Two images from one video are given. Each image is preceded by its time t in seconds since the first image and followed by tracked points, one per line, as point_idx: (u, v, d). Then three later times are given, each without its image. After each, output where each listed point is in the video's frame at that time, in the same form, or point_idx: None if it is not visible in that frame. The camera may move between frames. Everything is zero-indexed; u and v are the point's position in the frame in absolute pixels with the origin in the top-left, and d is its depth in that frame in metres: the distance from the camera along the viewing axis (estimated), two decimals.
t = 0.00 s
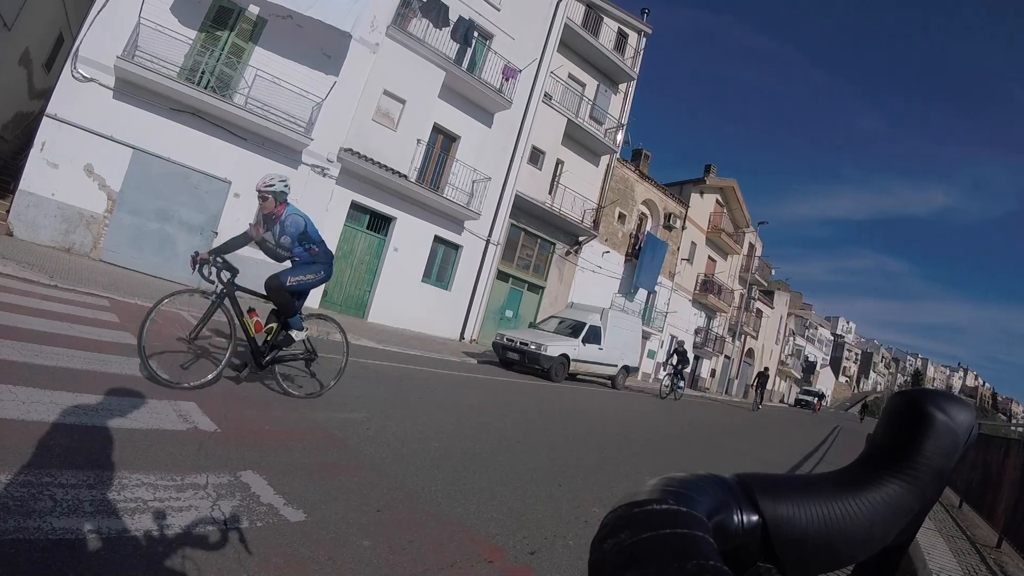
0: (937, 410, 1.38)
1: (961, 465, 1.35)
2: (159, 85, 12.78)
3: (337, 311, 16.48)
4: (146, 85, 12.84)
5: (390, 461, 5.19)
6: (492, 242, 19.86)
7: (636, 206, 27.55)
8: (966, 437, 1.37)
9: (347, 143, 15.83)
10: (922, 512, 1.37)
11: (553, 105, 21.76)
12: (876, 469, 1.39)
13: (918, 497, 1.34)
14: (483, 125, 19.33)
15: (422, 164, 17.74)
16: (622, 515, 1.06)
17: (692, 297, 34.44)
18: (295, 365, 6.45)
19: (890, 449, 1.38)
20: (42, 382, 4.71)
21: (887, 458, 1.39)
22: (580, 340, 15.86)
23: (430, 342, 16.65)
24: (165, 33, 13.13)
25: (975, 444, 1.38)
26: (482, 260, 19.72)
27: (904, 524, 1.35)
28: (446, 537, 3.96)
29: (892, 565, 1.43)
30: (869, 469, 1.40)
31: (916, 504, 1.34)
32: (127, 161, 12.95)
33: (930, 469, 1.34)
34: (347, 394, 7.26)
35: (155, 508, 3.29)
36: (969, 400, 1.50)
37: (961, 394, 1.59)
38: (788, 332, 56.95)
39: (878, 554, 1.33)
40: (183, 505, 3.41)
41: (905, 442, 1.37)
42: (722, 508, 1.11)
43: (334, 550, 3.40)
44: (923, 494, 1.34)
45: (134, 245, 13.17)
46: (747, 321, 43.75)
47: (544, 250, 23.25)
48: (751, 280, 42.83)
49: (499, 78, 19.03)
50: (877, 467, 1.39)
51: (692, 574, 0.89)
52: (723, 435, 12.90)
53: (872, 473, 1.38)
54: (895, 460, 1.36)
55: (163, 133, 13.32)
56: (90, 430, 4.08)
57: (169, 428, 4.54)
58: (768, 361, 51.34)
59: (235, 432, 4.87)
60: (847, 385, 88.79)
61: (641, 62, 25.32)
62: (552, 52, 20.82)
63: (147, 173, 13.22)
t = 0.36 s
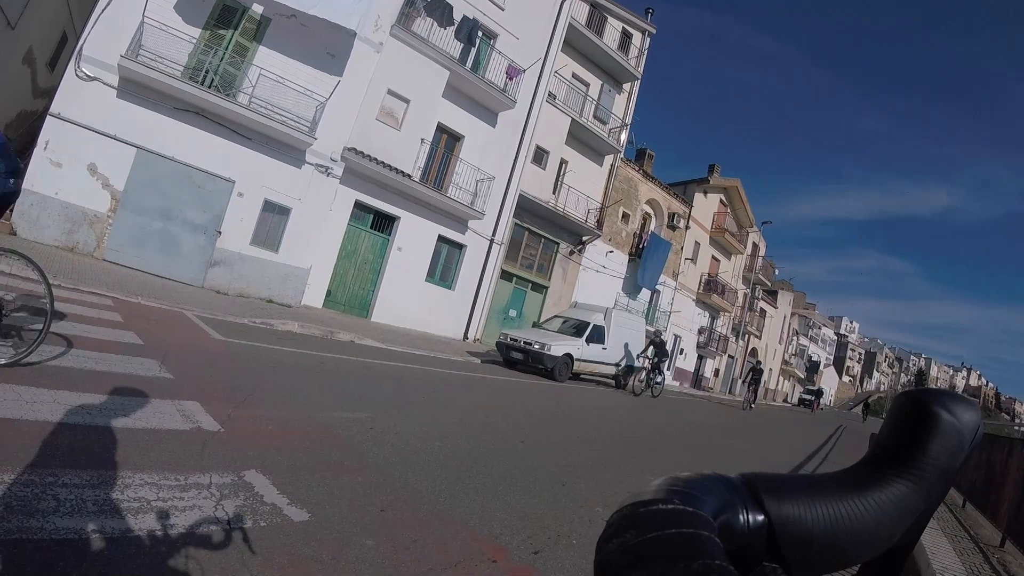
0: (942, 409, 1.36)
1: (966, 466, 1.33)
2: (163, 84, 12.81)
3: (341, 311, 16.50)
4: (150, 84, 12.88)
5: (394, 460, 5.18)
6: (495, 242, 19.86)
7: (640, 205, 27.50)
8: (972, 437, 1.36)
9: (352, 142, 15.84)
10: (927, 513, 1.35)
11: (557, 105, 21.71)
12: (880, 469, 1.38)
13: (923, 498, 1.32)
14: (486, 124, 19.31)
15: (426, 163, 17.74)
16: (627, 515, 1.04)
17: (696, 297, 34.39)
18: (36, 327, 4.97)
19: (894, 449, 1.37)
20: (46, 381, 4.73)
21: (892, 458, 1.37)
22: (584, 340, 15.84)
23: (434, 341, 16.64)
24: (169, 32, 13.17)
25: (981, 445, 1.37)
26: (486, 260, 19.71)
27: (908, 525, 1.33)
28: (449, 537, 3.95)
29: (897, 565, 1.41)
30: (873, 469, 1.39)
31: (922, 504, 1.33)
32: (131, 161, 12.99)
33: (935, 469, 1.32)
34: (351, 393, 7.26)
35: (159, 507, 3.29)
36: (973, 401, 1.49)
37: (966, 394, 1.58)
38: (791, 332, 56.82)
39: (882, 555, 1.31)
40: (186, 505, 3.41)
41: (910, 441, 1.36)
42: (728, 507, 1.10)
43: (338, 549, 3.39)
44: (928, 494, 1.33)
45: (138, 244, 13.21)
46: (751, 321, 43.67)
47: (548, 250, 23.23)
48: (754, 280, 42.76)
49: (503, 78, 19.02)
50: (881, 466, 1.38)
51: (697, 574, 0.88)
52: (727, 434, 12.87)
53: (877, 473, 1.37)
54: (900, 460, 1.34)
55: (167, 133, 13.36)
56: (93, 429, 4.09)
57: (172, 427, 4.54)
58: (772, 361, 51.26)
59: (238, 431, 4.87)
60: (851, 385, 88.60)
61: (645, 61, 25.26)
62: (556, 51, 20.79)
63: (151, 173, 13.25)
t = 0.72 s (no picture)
0: (943, 409, 1.36)
1: (966, 465, 1.33)
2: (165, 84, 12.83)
3: (343, 311, 16.52)
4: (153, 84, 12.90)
5: (397, 460, 5.19)
6: (498, 242, 19.86)
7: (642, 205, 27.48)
8: (973, 438, 1.36)
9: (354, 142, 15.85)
10: (927, 513, 1.34)
11: (560, 104, 21.69)
12: (880, 468, 1.37)
13: (923, 497, 1.32)
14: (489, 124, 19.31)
15: (428, 163, 17.76)
16: (628, 515, 1.04)
17: (698, 297, 34.37)
18: None
19: (895, 448, 1.36)
20: (48, 381, 4.74)
21: (893, 458, 1.37)
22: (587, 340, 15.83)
23: (436, 341, 16.66)
24: (171, 32, 13.18)
25: (981, 446, 1.37)
26: (488, 259, 19.71)
27: (908, 524, 1.32)
28: (451, 536, 3.95)
29: (896, 565, 1.41)
30: (874, 469, 1.38)
31: (922, 503, 1.32)
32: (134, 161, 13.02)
33: (936, 469, 1.32)
34: (353, 393, 7.27)
35: (161, 507, 3.29)
36: (974, 401, 1.49)
37: (965, 395, 1.58)
38: (793, 331, 56.72)
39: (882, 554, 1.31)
40: (189, 504, 3.41)
41: (910, 441, 1.35)
42: (728, 507, 1.09)
43: (341, 549, 3.40)
44: (928, 494, 1.32)
45: (141, 245, 13.25)
46: (753, 320, 43.65)
47: (550, 249, 23.23)
48: (757, 280, 42.75)
49: (505, 78, 19.02)
50: (881, 466, 1.37)
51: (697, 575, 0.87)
52: (729, 434, 12.86)
53: (876, 473, 1.36)
54: (900, 460, 1.34)
55: (169, 133, 13.39)
56: (95, 429, 4.09)
57: (175, 427, 4.55)
58: (774, 361, 51.22)
59: (240, 431, 4.87)
60: (854, 385, 88.52)
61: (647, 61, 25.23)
62: (559, 51, 20.78)
63: (154, 173, 13.28)
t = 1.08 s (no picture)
0: (945, 409, 1.35)
1: (970, 465, 1.32)
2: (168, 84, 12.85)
3: (345, 311, 16.53)
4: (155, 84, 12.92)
5: (399, 459, 5.20)
6: (500, 241, 19.85)
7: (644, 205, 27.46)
8: (976, 437, 1.35)
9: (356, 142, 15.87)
10: (931, 512, 1.33)
11: (562, 104, 21.68)
12: (882, 469, 1.36)
13: (926, 496, 1.31)
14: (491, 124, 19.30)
15: (430, 163, 17.77)
16: (630, 515, 1.03)
17: (701, 296, 34.34)
18: None
19: (898, 448, 1.35)
20: (51, 381, 4.75)
21: (895, 458, 1.36)
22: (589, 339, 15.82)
23: (438, 340, 16.67)
24: (174, 32, 13.20)
25: (985, 445, 1.35)
26: (491, 259, 19.72)
27: (911, 524, 1.31)
28: (455, 536, 3.95)
29: (900, 565, 1.40)
30: (876, 469, 1.37)
31: (925, 503, 1.31)
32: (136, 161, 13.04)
33: (939, 468, 1.30)
34: (357, 393, 7.28)
35: (164, 507, 3.30)
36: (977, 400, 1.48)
37: (968, 394, 1.57)
38: (796, 331, 56.62)
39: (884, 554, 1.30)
40: (191, 504, 3.42)
41: (912, 441, 1.35)
42: (731, 506, 1.08)
43: (342, 549, 3.40)
44: (932, 493, 1.31)
45: (144, 244, 13.28)
46: (756, 320, 43.60)
47: (553, 249, 23.22)
48: (759, 279, 42.70)
49: (507, 77, 19.02)
50: (884, 466, 1.36)
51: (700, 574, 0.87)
52: (732, 433, 12.84)
53: (879, 473, 1.35)
54: (902, 459, 1.33)
55: (172, 133, 13.41)
56: (97, 429, 4.10)
57: (177, 426, 4.56)
58: (777, 361, 51.18)
59: (243, 431, 4.88)
60: (857, 385, 88.36)
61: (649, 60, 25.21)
62: (561, 51, 20.77)
63: (156, 173, 13.30)
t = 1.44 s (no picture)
0: (946, 409, 1.34)
1: (971, 465, 1.31)
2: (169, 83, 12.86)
3: (347, 310, 16.53)
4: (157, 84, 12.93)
5: (400, 459, 5.19)
6: (502, 241, 19.85)
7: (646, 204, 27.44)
8: (979, 437, 1.34)
9: (357, 142, 15.88)
10: (932, 512, 1.33)
11: (563, 104, 21.67)
12: (883, 469, 1.35)
13: (928, 497, 1.30)
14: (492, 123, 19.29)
15: (432, 162, 17.77)
16: (630, 515, 1.03)
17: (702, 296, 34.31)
18: None
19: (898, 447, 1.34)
20: (52, 380, 4.75)
21: (896, 457, 1.35)
22: (590, 339, 15.81)
23: (439, 340, 16.68)
24: (175, 32, 13.21)
25: (987, 446, 1.34)
26: (493, 259, 19.72)
27: (912, 524, 1.31)
28: (456, 536, 3.95)
29: (902, 566, 1.39)
30: (877, 470, 1.36)
31: (926, 503, 1.30)
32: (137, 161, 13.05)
33: (940, 469, 1.30)
34: (357, 392, 7.27)
35: (165, 507, 3.30)
36: (980, 400, 1.46)
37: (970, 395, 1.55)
38: (797, 331, 56.59)
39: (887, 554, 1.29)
40: (192, 504, 3.41)
41: (913, 441, 1.34)
42: (732, 506, 1.08)
43: (343, 548, 3.39)
44: (932, 494, 1.30)
45: (144, 243, 13.29)
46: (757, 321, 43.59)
47: (554, 249, 23.21)
48: (760, 280, 42.69)
49: (508, 77, 19.02)
50: (884, 466, 1.35)
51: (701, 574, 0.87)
52: (733, 433, 12.83)
53: (880, 473, 1.34)
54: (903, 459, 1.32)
55: (173, 132, 13.42)
56: (98, 428, 4.10)
57: (179, 426, 4.56)
58: (777, 361, 51.19)
59: (244, 431, 4.88)
60: (858, 385, 88.31)
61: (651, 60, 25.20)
62: (562, 51, 20.77)
63: (157, 172, 13.31)
